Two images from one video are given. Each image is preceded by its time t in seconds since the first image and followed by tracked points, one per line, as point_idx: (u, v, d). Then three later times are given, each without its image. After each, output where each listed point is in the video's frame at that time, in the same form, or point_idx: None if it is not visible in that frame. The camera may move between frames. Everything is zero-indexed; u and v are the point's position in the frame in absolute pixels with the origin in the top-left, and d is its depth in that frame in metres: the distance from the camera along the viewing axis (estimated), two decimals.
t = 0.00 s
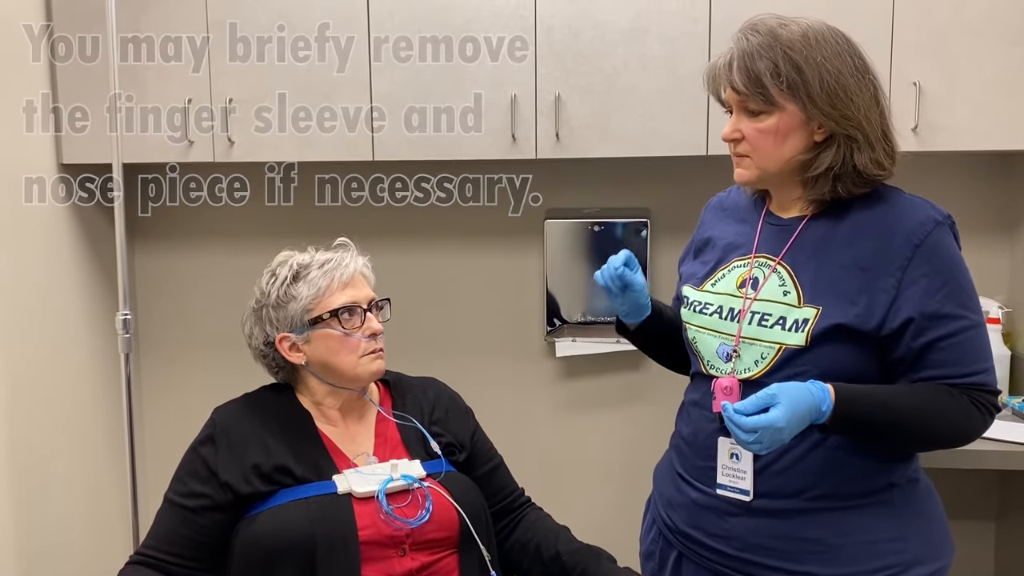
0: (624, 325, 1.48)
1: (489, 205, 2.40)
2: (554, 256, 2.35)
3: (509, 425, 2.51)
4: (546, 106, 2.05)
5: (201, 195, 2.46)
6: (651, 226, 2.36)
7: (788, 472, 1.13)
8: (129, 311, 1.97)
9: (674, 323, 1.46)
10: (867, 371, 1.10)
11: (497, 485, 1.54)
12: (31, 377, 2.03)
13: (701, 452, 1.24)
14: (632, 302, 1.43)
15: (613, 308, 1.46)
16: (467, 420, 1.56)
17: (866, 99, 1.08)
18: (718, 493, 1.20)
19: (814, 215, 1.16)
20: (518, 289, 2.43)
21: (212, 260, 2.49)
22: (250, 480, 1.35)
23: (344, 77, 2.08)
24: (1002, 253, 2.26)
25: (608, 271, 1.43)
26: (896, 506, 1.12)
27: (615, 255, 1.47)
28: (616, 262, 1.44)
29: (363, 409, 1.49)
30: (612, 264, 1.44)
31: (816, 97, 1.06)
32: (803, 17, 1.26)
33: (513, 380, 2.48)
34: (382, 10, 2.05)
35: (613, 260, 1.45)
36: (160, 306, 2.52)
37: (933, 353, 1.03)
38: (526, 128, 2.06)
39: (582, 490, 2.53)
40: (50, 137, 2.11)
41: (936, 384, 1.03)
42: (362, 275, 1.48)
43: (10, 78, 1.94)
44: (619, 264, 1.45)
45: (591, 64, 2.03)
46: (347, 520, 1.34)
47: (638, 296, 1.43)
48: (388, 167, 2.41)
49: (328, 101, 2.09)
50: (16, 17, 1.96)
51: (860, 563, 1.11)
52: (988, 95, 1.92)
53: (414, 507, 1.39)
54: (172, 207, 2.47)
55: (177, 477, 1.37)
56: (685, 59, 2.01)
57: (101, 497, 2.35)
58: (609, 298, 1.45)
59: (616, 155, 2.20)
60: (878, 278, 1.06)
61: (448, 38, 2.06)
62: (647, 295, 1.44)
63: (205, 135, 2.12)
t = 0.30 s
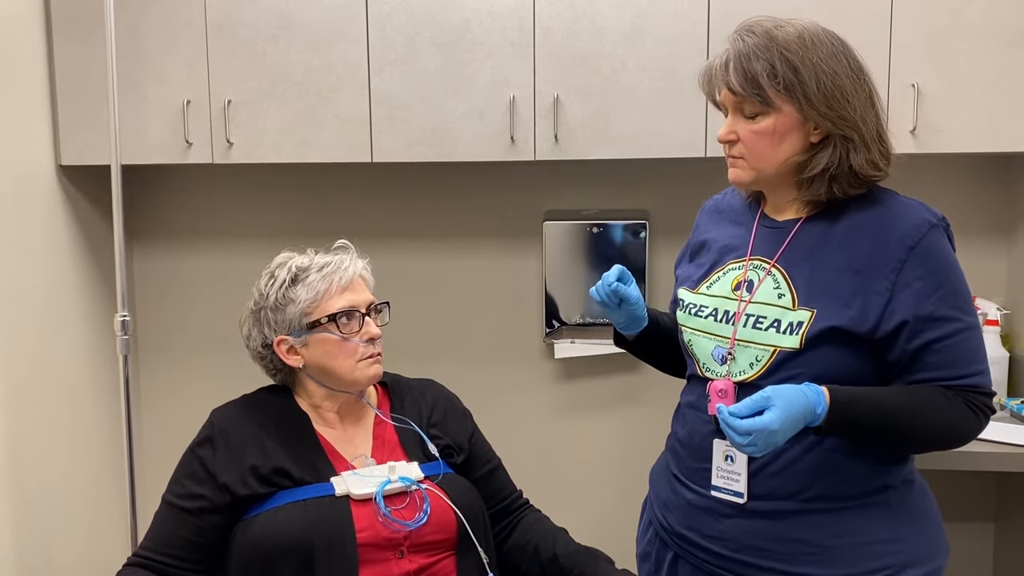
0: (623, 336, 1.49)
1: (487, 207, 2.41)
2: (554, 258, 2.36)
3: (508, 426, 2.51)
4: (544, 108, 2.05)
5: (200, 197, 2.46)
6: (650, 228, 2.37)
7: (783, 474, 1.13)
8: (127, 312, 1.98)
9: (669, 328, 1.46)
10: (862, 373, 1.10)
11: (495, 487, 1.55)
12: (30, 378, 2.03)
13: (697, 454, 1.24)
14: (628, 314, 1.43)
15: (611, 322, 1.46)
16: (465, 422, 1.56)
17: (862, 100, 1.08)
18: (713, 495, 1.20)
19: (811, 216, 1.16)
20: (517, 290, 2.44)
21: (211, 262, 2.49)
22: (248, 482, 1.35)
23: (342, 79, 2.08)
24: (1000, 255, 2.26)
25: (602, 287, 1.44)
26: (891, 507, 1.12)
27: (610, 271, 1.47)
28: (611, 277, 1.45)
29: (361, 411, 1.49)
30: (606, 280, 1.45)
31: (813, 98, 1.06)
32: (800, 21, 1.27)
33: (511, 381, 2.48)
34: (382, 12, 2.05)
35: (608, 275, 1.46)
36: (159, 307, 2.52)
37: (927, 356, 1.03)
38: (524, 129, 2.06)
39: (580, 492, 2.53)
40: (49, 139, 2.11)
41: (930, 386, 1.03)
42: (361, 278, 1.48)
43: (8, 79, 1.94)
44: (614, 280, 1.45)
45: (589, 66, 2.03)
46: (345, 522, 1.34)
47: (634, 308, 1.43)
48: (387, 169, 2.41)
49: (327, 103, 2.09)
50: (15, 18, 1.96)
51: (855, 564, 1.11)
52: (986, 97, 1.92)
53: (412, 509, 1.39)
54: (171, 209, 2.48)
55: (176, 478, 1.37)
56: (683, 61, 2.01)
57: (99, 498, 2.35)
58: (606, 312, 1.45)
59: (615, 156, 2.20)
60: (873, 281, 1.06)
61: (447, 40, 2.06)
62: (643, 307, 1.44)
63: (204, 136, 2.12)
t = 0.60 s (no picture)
0: (618, 341, 1.48)
1: (487, 208, 2.41)
2: (554, 258, 2.36)
3: (507, 427, 2.51)
4: (545, 109, 2.06)
5: (201, 198, 2.47)
6: (649, 229, 2.37)
7: (782, 474, 1.13)
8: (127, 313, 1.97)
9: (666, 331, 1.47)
10: (859, 374, 1.10)
11: (495, 487, 1.55)
12: (30, 378, 2.04)
13: (695, 454, 1.24)
14: (624, 321, 1.43)
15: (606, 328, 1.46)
16: (465, 422, 1.56)
17: (858, 99, 1.09)
18: (711, 496, 1.20)
19: (808, 216, 1.16)
20: (516, 291, 2.44)
21: (211, 262, 2.49)
22: (248, 482, 1.36)
23: (342, 80, 2.08)
24: (1000, 257, 2.27)
25: (596, 295, 1.43)
26: (889, 507, 1.13)
27: (602, 278, 1.46)
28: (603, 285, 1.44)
29: (360, 411, 1.49)
30: (600, 288, 1.43)
31: (810, 98, 1.06)
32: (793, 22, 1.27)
33: (511, 382, 2.49)
34: (382, 13, 2.05)
35: (601, 283, 1.44)
36: (159, 308, 2.52)
37: (923, 356, 1.04)
38: (525, 130, 2.07)
39: (580, 492, 2.53)
40: (48, 139, 2.11)
41: (926, 386, 1.04)
42: (362, 278, 1.48)
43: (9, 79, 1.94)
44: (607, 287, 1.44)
45: (590, 67, 2.04)
46: (345, 522, 1.34)
47: (629, 315, 1.42)
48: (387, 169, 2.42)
49: (328, 104, 2.09)
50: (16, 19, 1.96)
51: (854, 564, 1.11)
52: (986, 99, 1.92)
53: (412, 510, 1.40)
54: (171, 210, 2.48)
55: (176, 479, 1.37)
56: (683, 62, 2.01)
57: (99, 497, 2.35)
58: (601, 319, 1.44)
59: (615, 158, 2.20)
60: (869, 282, 1.06)
61: (448, 41, 2.06)
62: (638, 312, 1.43)
63: (203, 136, 2.12)
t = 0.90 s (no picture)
0: (616, 306, 1.49)
1: (487, 208, 2.41)
2: (554, 258, 2.36)
3: (507, 427, 2.51)
4: (545, 109, 2.06)
5: (201, 197, 2.47)
6: (649, 229, 2.37)
7: (782, 473, 1.13)
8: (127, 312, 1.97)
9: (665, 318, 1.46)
10: (859, 374, 1.10)
11: (495, 486, 1.55)
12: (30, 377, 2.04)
13: (695, 453, 1.24)
14: (624, 273, 1.45)
15: (606, 283, 1.48)
16: (465, 422, 1.56)
17: (859, 96, 1.09)
18: (711, 495, 1.20)
19: (812, 214, 1.16)
20: (516, 291, 2.44)
21: (211, 262, 2.49)
22: (248, 481, 1.36)
23: (342, 80, 2.08)
24: (1000, 257, 2.27)
25: (606, 238, 1.49)
26: (889, 506, 1.13)
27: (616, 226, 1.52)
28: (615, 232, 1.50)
29: (361, 409, 1.49)
30: (612, 233, 1.50)
31: (813, 98, 1.06)
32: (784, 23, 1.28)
33: (510, 382, 2.49)
34: (382, 14, 2.05)
35: (614, 232, 1.50)
36: (159, 308, 2.52)
37: (923, 355, 1.04)
38: (525, 131, 2.07)
39: (580, 492, 2.53)
40: (48, 139, 2.11)
41: (925, 386, 1.04)
42: (355, 275, 1.49)
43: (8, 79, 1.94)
44: (618, 235, 1.49)
45: (590, 67, 2.04)
46: (345, 521, 1.34)
47: (631, 267, 1.45)
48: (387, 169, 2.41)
49: (328, 103, 2.09)
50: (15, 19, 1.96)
51: (853, 562, 1.11)
52: (986, 100, 1.92)
53: (412, 509, 1.40)
54: (171, 209, 2.48)
55: (176, 478, 1.37)
56: (683, 63, 2.01)
57: (99, 497, 2.35)
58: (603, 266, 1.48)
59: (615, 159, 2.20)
60: (868, 281, 1.06)
61: (447, 41, 2.06)
62: (642, 269, 1.46)
63: (203, 136, 2.12)
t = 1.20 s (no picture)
0: (619, 317, 1.49)
1: (487, 208, 2.41)
2: (554, 258, 2.36)
3: (507, 426, 2.51)
4: (544, 109, 2.06)
5: (201, 196, 2.47)
6: (650, 229, 2.37)
7: (782, 471, 1.13)
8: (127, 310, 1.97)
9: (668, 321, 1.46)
10: (860, 373, 1.11)
11: (495, 485, 1.55)
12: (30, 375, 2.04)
13: (696, 452, 1.24)
14: (624, 291, 1.45)
15: (606, 298, 1.49)
16: (466, 420, 1.57)
17: (862, 98, 1.09)
18: (711, 493, 1.20)
19: (812, 215, 1.17)
20: (516, 290, 2.44)
21: (210, 262, 2.49)
22: (248, 479, 1.36)
23: (343, 79, 2.08)
24: (1000, 257, 2.27)
25: (601, 259, 1.49)
26: (889, 504, 1.13)
27: (611, 245, 1.52)
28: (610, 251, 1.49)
29: (361, 408, 1.49)
30: (607, 253, 1.49)
31: (816, 98, 1.07)
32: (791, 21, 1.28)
33: (510, 381, 2.49)
34: (382, 13, 2.05)
35: (609, 250, 1.50)
36: (158, 306, 2.52)
37: (924, 356, 1.04)
38: (525, 130, 2.07)
39: (580, 491, 2.53)
40: (48, 137, 2.11)
41: (926, 386, 1.04)
42: (356, 274, 1.49)
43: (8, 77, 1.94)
44: (613, 253, 1.49)
45: (590, 67, 2.04)
46: (345, 519, 1.34)
47: (629, 284, 1.45)
48: (387, 168, 2.41)
49: (328, 102, 2.09)
50: (16, 18, 1.96)
51: (853, 561, 1.11)
52: (986, 100, 1.93)
53: (412, 507, 1.40)
54: (171, 208, 2.48)
55: (176, 477, 1.37)
56: (684, 62, 2.02)
57: (99, 495, 2.35)
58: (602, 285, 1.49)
59: (616, 158, 2.20)
60: (870, 281, 1.07)
61: (447, 41, 2.06)
62: (641, 285, 1.46)
63: (203, 134, 2.12)
